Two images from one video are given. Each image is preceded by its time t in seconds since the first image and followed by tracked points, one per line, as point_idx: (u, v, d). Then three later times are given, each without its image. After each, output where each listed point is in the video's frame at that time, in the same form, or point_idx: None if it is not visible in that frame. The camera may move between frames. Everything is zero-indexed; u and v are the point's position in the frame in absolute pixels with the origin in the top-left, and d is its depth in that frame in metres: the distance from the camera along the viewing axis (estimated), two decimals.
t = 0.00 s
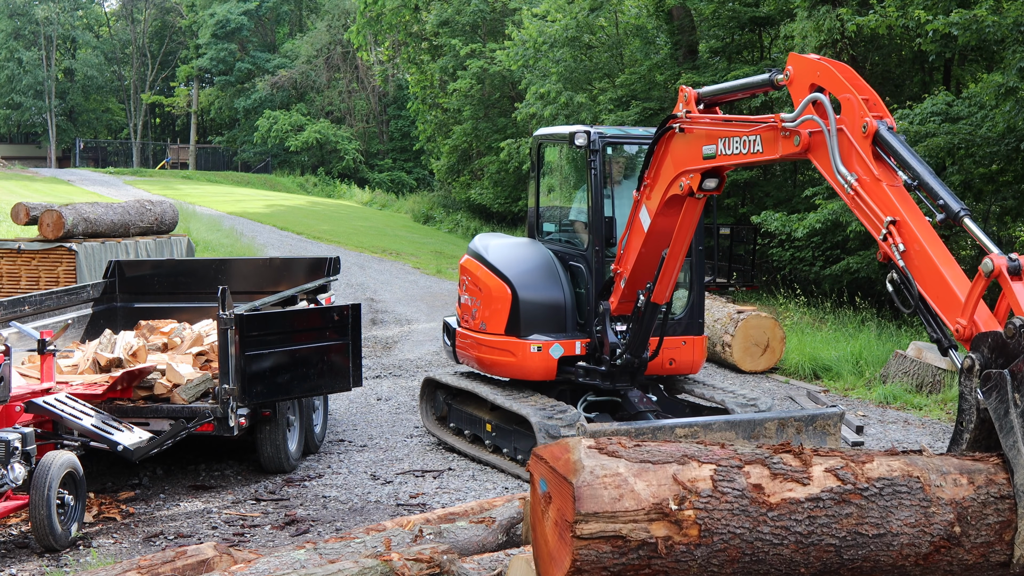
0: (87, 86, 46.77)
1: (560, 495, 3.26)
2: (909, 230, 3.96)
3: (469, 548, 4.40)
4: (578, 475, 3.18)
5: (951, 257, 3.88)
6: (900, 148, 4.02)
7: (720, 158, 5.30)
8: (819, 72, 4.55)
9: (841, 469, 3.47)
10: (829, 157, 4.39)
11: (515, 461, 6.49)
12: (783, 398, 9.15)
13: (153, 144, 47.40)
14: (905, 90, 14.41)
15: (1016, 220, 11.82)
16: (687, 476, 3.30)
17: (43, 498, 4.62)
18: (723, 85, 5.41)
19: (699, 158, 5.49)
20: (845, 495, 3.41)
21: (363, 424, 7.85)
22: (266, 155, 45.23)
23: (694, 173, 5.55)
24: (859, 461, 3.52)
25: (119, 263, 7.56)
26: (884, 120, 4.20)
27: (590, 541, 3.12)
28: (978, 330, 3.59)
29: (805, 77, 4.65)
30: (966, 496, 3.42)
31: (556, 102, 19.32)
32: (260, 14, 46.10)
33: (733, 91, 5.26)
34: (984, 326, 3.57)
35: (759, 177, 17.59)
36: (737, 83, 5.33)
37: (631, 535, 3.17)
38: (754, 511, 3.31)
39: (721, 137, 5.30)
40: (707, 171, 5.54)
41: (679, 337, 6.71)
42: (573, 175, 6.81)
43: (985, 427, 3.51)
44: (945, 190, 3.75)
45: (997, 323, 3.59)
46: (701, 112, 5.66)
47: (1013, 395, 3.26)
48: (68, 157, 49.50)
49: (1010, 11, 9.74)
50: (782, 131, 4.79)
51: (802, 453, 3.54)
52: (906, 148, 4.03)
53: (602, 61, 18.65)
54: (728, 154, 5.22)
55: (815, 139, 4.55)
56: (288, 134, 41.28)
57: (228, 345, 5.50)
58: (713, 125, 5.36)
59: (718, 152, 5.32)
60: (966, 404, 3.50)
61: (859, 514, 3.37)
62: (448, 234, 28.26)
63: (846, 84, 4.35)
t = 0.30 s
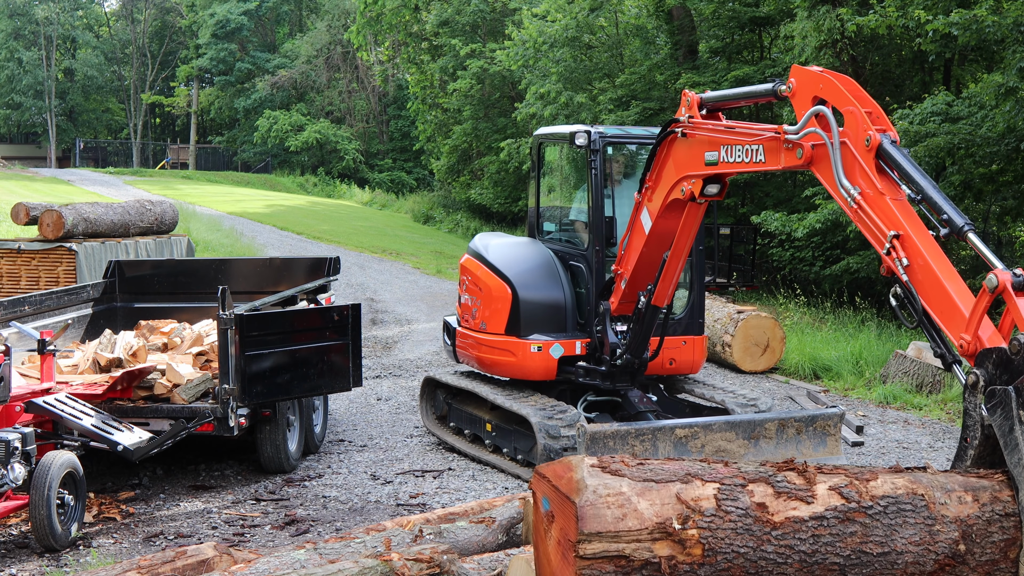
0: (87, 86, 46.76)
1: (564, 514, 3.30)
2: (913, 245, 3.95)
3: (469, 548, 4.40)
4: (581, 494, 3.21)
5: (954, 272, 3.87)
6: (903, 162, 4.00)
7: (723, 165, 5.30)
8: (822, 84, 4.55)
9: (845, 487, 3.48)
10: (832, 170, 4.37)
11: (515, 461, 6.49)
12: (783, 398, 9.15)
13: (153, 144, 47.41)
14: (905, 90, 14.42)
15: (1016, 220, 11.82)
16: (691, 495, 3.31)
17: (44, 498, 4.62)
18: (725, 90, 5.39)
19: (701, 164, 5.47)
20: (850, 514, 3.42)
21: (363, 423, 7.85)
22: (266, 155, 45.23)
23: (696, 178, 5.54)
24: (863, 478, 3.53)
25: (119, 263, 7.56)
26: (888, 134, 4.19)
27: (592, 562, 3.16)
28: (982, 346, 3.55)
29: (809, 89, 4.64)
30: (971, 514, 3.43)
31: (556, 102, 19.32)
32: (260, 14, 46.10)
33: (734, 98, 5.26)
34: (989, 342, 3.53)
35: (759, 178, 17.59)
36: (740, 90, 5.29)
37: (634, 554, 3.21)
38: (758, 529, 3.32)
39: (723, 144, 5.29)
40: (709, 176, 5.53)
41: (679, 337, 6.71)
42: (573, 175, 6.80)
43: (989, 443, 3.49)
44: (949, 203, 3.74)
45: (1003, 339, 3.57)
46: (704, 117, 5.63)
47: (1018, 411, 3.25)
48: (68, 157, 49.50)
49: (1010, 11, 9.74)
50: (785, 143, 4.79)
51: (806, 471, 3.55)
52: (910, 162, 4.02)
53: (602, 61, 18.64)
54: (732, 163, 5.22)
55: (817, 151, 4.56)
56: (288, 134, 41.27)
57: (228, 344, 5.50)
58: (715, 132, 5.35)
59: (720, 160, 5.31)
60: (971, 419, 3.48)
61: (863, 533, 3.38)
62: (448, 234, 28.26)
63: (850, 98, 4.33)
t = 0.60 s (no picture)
0: (86, 86, 46.75)
1: (567, 532, 3.28)
2: (916, 257, 3.94)
3: (469, 548, 4.40)
4: (584, 513, 3.19)
5: (957, 285, 3.88)
6: (907, 175, 3.99)
7: (724, 170, 5.29)
8: (823, 96, 4.52)
9: (849, 504, 3.48)
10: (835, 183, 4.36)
11: (515, 461, 6.49)
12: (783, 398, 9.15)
13: (153, 144, 47.41)
14: (906, 90, 14.41)
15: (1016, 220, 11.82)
16: (695, 514, 3.32)
17: (44, 498, 4.62)
18: (729, 95, 5.37)
19: (703, 170, 5.47)
20: (854, 531, 3.43)
21: (363, 423, 7.85)
22: (266, 155, 45.23)
23: (698, 183, 5.53)
24: (867, 495, 3.53)
25: (119, 263, 7.56)
26: (890, 146, 4.18)
27: None
28: (986, 361, 3.58)
29: (811, 101, 4.61)
30: (975, 531, 3.46)
31: (556, 102, 19.32)
32: (260, 14, 46.11)
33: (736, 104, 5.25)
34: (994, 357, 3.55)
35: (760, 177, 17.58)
36: (744, 96, 5.21)
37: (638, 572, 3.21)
38: (762, 547, 3.33)
39: (725, 150, 5.29)
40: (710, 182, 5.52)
41: (679, 337, 6.70)
42: (573, 175, 6.80)
43: (994, 458, 3.52)
44: (953, 217, 3.74)
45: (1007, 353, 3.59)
46: (707, 122, 5.62)
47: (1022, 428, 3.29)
48: (68, 157, 49.50)
49: (1010, 11, 9.73)
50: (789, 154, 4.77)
51: (809, 488, 3.55)
52: (914, 175, 4.02)
53: (602, 61, 18.64)
54: (734, 169, 5.21)
55: (820, 163, 4.58)
56: (288, 134, 41.27)
57: (228, 344, 5.50)
58: (718, 139, 5.34)
59: (723, 165, 5.30)
60: (975, 434, 3.54)
61: (867, 550, 3.39)
62: (448, 234, 28.27)
63: (852, 109, 4.31)
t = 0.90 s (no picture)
0: (86, 86, 46.74)
1: (569, 550, 3.25)
2: (918, 269, 3.95)
3: (469, 548, 4.40)
4: (587, 530, 3.18)
5: (960, 297, 3.88)
6: (910, 187, 3.99)
7: (726, 176, 5.29)
8: (826, 106, 4.51)
9: (852, 519, 3.49)
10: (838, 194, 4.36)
11: (515, 461, 6.50)
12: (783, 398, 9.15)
13: (153, 144, 47.42)
14: (906, 90, 14.40)
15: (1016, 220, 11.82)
16: (697, 530, 3.33)
17: (43, 498, 4.62)
18: (732, 101, 5.38)
19: (704, 175, 5.47)
20: (857, 546, 3.44)
21: (363, 423, 7.85)
22: (266, 155, 45.23)
23: (699, 188, 5.54)
24: (871, 510, 3.54)
25: (119, 263, 7.56)
26: (892, 157, 4.18)
27: None
28: (989, 374, 3.58)
29: (813, 111, 4.60)
30: (978, 546, 3.48)
31: (556, 102, 19.31)
32: (260, 14, 46.11)
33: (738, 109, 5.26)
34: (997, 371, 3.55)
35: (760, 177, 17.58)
36: (747, 102, 5.23)
37: None
38: (764, 563, 3.35)
39: (727, 156, 5.29)
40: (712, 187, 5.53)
41: (679, 337, 6.70)
42: (573, 175, 6.80)
43: (997, 473, 3.54)
44: (955, 229, 3.74)
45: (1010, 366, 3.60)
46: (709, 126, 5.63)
47: None
48: (68, 157, 49.50)
49: (1009, 11, 9.73)
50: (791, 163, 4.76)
51: (812, 503, 3.56)
52: (916, 186, 4.01)
53: (602, 61, 18.63)
54: (736, 175, 5.19)
55: (822, 173, 4.54)
56: (288, 134, 41.27)
57: (228, 344, 5.50)
58: (719, 144, 5.34)
59: (724, 170, 5.30)
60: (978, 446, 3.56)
61: (871, 565, 3.41)
62: (448, 234, 28.27)
63: (855, 120, 4.30)
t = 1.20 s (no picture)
0: (86, 86, 46.75)
1: (568, 571, 3.31)
2: (919, 278, 3.95)
3: (469, 548, 4.40)
4: (585, 551, 3.25)
5: (960, 306, 3.88)
6: (911, 195, 3.99)
7: (726, 179, 5.29)
8: (826, 113, 4.50)
9: (851, 535, 3.49)
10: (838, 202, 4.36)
11: (515, 461, 6.50)
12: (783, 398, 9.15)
13: (153, 144, 47.42)
14: (906, 90, 14.40)
15: (1016, 220, 11.81)
16: (696, 550, 3.38)
17: (43, 498, 4.62)
18: (734, 105, 5.38)
19: (704, 178, 5.48)
20: (855, 562, 3.44)
21: (363, 423, 7.85)
22: (266, 155, 45.24)
23: (699, 191, 5.54)
24: (869, 525, 3.55)
25: (119, 263, 7.56)
26: (893, 165, 4.18)
27: None
28: (990, 384, 3.58)
29: (814, 118, 4.60)
30: (977, 558, 3.48)
31: (556, 102, 19.30)
32: (260, 14, 46.11)
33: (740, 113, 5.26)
34: (998, 381, 3.56)
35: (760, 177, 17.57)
36: (748, 107, 5.24)
37: None
38: None
39: (727, 159, 5.29)
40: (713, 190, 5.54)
41: (679, 337, 6.70)
42: (573, 174, 6.80)
43: (997, 483, 3.55)
44: (956, 238, 3.74)
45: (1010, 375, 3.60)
46: (710, 129, 5.63)
47: None
48: (68, 157, 49.50)
49: (1009, 11, 9.73)
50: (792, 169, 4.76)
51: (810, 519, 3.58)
52: (917, 195, 4.02)
53: (602, 61, 18.63)
54: (737, 179, 5.19)
55: (822, 181, 4.54)
56: (288, 134, 41.28)
57: (228, 344, 5.50)
58: (720, 148, 5.34)
59: (725, 173, 5.30)
60: (979, 457, 3.56)
61: None
62: (448, 234, 28.27)
63: (856, 128, 4.31)
